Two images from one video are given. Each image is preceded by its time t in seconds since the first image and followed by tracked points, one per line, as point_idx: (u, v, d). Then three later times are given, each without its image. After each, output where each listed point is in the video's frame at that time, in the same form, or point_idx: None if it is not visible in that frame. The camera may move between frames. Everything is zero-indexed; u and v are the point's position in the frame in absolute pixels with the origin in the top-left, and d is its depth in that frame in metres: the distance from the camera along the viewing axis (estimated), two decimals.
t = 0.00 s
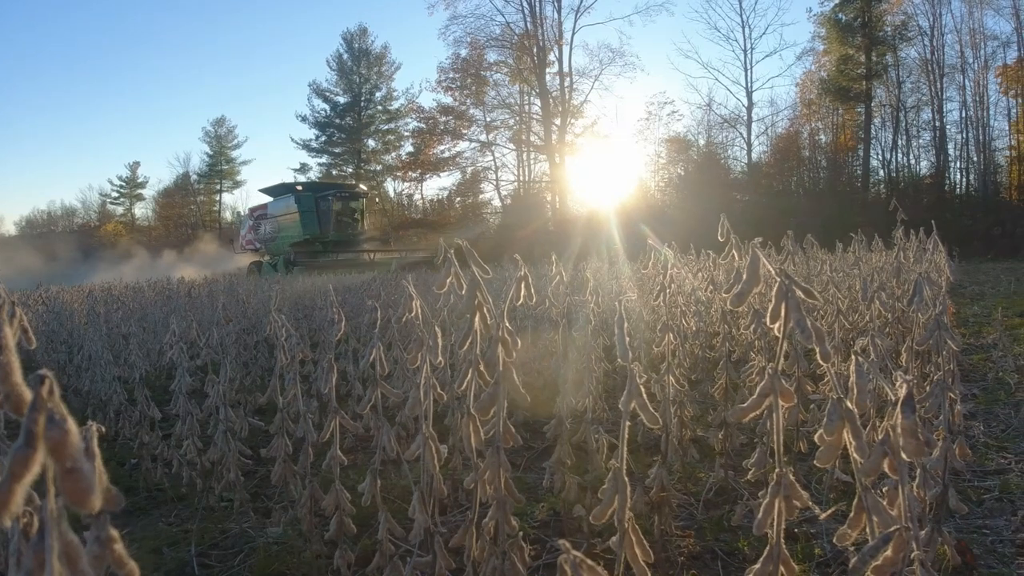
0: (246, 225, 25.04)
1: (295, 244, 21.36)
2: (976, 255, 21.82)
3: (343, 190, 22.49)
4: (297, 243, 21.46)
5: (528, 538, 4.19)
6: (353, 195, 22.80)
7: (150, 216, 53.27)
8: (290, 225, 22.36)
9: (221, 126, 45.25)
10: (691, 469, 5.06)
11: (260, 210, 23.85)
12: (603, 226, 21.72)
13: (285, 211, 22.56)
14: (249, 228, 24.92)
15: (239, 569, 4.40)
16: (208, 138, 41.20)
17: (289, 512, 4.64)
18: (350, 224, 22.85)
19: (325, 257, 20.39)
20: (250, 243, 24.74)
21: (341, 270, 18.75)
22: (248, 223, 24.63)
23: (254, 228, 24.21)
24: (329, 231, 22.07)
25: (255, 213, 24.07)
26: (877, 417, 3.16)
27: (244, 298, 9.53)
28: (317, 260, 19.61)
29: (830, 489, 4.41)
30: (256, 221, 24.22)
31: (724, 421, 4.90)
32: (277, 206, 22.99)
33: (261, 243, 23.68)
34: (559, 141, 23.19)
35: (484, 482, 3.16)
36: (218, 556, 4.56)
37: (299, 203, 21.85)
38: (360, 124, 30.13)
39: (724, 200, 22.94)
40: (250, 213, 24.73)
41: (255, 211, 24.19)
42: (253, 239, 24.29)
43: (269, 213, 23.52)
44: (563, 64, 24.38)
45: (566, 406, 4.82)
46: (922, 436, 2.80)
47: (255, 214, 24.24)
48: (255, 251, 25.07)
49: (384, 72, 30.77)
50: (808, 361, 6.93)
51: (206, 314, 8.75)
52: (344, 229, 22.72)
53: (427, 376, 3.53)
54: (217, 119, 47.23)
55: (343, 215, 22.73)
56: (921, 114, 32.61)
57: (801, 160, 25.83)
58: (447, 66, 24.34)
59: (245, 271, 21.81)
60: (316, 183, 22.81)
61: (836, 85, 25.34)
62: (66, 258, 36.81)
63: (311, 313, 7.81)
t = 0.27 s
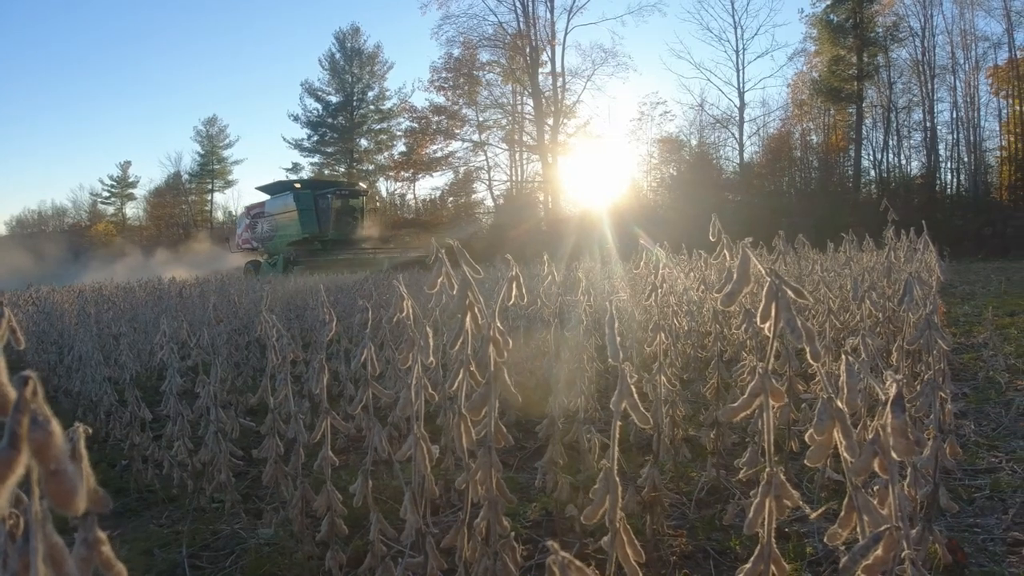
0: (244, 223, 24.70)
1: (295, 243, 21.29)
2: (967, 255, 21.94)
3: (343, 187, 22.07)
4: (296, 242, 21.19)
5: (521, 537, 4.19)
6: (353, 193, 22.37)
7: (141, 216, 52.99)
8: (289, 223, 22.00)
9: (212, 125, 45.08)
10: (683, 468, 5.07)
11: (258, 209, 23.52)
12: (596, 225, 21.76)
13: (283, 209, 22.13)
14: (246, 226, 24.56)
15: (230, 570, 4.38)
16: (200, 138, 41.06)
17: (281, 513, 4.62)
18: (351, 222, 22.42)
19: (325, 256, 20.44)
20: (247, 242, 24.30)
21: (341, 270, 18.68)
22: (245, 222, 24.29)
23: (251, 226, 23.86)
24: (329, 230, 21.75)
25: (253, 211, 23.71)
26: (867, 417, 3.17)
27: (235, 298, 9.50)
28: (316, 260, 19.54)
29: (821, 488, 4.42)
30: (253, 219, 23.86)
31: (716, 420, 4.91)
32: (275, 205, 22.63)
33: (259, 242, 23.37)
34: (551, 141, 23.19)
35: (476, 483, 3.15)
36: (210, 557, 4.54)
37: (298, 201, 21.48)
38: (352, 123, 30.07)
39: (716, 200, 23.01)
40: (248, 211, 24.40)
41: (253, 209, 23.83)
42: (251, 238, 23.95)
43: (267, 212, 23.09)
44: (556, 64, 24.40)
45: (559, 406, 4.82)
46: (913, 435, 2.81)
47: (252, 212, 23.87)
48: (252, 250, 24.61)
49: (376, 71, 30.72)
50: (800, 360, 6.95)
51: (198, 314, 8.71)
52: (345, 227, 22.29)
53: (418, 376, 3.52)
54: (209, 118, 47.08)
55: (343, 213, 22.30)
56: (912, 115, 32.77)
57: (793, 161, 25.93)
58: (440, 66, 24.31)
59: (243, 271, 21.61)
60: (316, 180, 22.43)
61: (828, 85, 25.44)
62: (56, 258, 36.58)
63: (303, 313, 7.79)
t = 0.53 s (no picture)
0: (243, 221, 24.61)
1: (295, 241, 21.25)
2: (961, 254, 22.03)
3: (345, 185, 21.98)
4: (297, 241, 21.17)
5: (516, 538, 4.19)
6: (355, 190, 22.28)
7: (135, 216, 52.85)
8: (290, 222, 21.93)
9: (207, 125, 44.97)
10: (679, 468, 5.08)
11: (258, 207, 23.44)
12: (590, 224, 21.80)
13: (283, 208, 22.01)
14: (245, 225, 24.46)
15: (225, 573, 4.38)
16: (194, 138, 41.01)
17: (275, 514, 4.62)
18: (352, 219, 22.37)
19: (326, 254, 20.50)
20: (246, 241, 24.20)
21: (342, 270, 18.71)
22: (244, 221, 24.19)
23: (251, 225, 23.79)
24: (330, 228, 21.78)
25: (252, 210, 23.62)
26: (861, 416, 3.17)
27: (229, 299, 9.48)
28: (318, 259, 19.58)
29: (815, 488, 4.44)
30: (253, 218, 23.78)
31: (711, 420, 4.92)
32: (275, 203, 22.54)
33: (259, 241, 23.31)
34: (546, 141, 23.20)
35: (471, 484, 3.15)
36: (204, 559, 4.53)
37: (298, 200, 21.42)
38: (347, 123, 30.03)
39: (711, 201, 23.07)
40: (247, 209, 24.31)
41: (252, 208, 23.75)
42: (251, 237, 23.88)
43: (266, 210, 23.00)
44: (551, 64, 24.41)
45: (554, 406, 4.82)
46: (907, 436, 2.82)
47: (251, 211, 23.78)
48: (251, 250, 24.50)
49: (371, 71, 30.69)
50: (793, 360, 6.98)
51: (192, 315, 8.69)
52: (347, 225, 22.25)
53: (413, 377, 3.52)
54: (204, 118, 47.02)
55: (345, 211, 22.24)
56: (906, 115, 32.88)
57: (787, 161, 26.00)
58: (435, 66, 24.31)
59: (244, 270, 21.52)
60: (317, 178, 22.37)
61: (822, 85, 25.50)
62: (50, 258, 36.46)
63: (298, 314, 7.77)
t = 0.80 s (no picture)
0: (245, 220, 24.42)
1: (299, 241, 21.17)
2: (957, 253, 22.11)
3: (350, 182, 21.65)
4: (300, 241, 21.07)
5: (514, 539, 4.19)
6: (360, 188, 21.93)
7: (132, 216, 52.78)
8: (293, 221, 21.74)
9: (203, 125, 44.93)
10: (676, 468, 5.09)
11: (259, 206, 23.29)
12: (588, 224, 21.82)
13: (287, 206, 21.89)
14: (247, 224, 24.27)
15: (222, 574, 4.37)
16: (191, 138, 41.07)
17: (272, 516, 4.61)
18: (358, 218, 22.07)
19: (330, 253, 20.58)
20: (247, 240, 24.00)
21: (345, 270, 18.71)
22: (245, 220, 24.00)
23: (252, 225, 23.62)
24: (334, 227, 21.58)
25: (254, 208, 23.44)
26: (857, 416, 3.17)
27: (226, 300, 9.47)
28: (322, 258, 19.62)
29: (812, 488, 4.45)
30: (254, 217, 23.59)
31: (708, 421, 4.93)
32: (278, 201, 22.37)
33: (261, 240, 23.16)
34: (543, 141, 23.22)
35: (468, 485, 3.15)
36: (201, 561, 4.52)
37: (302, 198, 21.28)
38: (343, 123, 30.01)
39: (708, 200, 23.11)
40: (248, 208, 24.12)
41: (254, 207, 23.58)
42: (252, 237, 23.71)
43: (269, 209, 22.89)
44: (547, 64, 24.43)
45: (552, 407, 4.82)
46: (902, 436, 2.83)
47: (253, 209, 23.62)
48: (252, 249, 24.29)
49: (368, 71, 30.69)
50: (789, 360, 7.00)
51: (188, 316, 8.67)
52: (352, 223, 21.97)
53: (410, 378, 3.51)
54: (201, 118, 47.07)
55: (350, 209, 21.95)
56: (902, 114, 32.97)
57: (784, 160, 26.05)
58: (431, 66, 24.32)
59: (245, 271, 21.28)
60: (321, 176, 22.17)
61: (818, 85, 25.54)
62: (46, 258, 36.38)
63: (294, 314, 7.76)
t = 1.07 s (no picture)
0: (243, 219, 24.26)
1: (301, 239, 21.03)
2: (951, 253, 22.23)
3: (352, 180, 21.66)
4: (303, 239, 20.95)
5: (509, 539, 4.20)
6: (362, 186, 21.93)
7: (126, 217, 52.61)
8: (295, 219, 21.67)
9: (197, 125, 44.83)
10: (671, 468, 5.10)
11: (259, 205, 23.14)
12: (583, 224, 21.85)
13: (288, 205, 21.78)
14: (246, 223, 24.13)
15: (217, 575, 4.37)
16: (185, 138, 41.27)
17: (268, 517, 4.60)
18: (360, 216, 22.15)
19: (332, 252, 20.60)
20: (247, 240, 23.79)
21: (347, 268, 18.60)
22: (245, 219, 23.83)
23: (252, 224, 23.44)
24: (337, 226, 21.60)
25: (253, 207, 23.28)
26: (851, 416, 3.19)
27: (220, 300, 9.44)
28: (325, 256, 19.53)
29: (807, 487, 4.46)
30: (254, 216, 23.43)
31: (703, 420, 4.94)
32: (278, 200, 22.28)
33: (261, 239, 23.03)
34: (538, 141, 23.21)
35: (464, 486, 3.15)
36: (197, 562, 4.52)
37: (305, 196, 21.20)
38: (337, 123, 29.97)
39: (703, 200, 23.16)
40: (247, 206, 23.95)
41: (254, 206, 23.43)
42: (252, 236, 23.54)
43: (269, 208, 22.75)
44: (542, 64, 24.42)
45: (547, 407, 4.82)
46: (896, 435, 2.84)
47: (252, 209, 23.48)
48: (252, 249, 24.08)
49: (362, 71, 30.66)
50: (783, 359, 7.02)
51: (182, 317, 8.65)
52: (355, 221, 22.06)
53: (405, 379, 3.51)
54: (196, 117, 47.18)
55: (353, 207, 21.98)
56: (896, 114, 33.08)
57: (778, 160, 26.12)
58: (426, 66, 24.30)
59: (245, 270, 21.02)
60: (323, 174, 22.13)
61: (812, 85, 25.60)
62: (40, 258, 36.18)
63: (288, 315, 7.74)
